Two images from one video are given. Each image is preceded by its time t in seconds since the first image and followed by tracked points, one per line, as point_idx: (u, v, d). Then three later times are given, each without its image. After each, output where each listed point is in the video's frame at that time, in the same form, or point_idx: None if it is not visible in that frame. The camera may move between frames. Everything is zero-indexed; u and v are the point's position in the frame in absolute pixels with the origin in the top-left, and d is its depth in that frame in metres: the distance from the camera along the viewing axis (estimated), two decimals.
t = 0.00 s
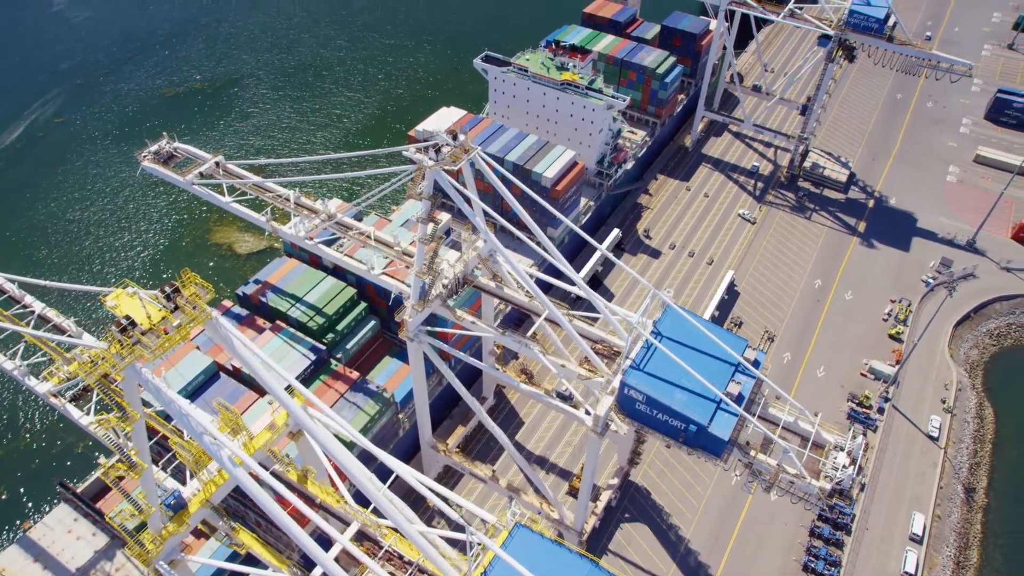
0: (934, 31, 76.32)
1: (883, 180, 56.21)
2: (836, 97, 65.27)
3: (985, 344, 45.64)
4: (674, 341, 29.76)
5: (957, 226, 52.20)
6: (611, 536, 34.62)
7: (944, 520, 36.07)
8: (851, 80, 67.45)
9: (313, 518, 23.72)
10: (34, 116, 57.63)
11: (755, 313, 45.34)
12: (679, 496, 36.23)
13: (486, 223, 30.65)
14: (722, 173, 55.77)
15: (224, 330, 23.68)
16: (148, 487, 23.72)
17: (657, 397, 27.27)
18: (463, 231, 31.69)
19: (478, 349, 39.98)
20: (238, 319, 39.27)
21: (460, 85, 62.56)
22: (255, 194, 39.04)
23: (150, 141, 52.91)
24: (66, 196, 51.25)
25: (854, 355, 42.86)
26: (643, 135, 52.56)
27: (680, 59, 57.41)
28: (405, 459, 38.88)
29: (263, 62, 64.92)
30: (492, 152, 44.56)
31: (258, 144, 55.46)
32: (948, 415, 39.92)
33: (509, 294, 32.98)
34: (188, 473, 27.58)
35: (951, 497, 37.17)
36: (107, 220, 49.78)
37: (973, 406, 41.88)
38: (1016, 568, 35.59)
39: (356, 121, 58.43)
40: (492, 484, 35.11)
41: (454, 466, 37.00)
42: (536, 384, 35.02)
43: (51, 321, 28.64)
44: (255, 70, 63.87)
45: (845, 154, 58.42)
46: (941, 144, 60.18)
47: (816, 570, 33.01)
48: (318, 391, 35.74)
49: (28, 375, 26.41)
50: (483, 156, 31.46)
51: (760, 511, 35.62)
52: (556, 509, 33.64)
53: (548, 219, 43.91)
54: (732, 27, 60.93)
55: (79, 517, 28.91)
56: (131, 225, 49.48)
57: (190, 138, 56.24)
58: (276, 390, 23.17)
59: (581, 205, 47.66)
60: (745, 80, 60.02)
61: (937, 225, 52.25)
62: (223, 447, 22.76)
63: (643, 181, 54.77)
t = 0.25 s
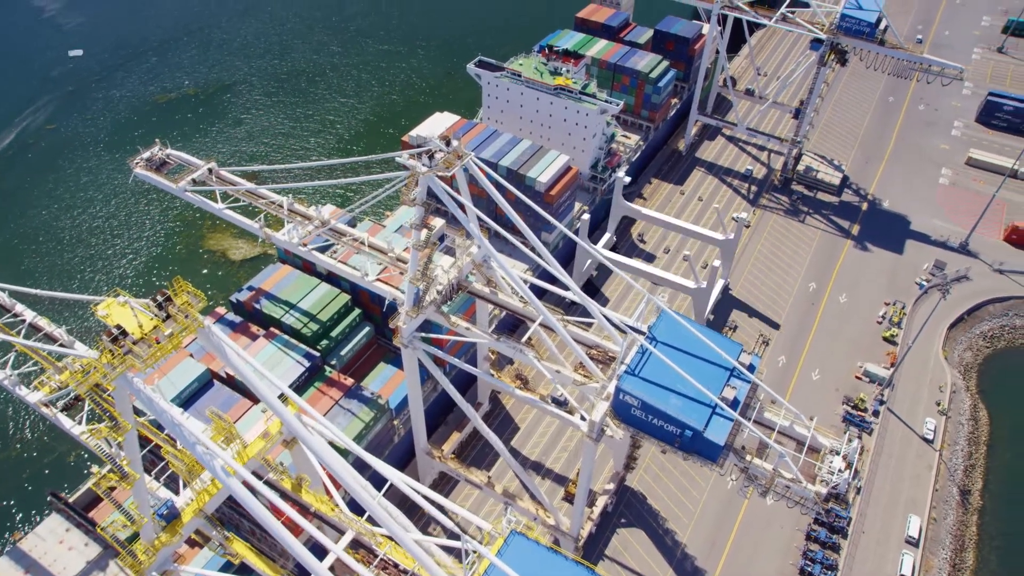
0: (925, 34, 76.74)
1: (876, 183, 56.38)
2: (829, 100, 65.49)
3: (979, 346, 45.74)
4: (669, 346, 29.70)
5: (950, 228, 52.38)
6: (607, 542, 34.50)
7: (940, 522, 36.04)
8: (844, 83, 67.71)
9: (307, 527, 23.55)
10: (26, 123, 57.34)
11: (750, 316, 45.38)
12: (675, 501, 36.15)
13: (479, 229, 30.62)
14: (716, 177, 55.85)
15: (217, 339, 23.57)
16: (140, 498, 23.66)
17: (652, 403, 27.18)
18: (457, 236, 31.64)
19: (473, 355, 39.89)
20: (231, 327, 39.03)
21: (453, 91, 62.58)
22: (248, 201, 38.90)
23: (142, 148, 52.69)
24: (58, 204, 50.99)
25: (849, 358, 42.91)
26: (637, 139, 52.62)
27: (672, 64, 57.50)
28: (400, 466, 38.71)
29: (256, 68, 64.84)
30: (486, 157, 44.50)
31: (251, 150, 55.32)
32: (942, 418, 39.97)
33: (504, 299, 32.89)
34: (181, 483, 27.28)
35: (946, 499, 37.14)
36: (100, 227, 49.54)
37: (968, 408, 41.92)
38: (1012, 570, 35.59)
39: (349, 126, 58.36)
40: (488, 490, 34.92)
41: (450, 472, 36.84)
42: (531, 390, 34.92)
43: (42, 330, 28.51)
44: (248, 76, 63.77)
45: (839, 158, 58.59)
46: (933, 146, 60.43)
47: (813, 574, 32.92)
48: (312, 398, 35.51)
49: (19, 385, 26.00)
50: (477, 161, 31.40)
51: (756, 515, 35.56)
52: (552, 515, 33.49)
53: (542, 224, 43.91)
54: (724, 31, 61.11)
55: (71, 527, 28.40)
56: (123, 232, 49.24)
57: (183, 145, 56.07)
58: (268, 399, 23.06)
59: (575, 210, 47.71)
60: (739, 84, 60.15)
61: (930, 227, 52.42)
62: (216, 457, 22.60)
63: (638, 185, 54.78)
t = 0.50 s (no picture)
0: (916, 37, 77.15)
1: (870, 185, 56.56)
2: (822, 103, 65.71)
3: (973, 347, 45.83)
4: (665, 351, 29.64)
5: (943, 230, 52.57)
6: (604, 547, 34.40)
7: (937, 524, 36.01)
8: (836, 86, 67.98)
9: (302, 536, 23.37)
10: (17, 130, 57.06)
11: (745, 319, 45.39)
12: (672, 505, 36.08)
13: (474, 234, 30.55)
14: (710, 180, 55.91)
15: (210, 347, 23.44)
16: (133, 508, 23.46)
17: (648, 408, 27.10)
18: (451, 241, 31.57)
19: (468, 360, 39.77)
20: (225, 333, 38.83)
21: (447, 96, 62.50)
22: (241, 207, 38.72)
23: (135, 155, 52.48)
24: (51, 211, 50.73)
25: (844, 361, 42.96)
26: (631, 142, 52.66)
27: (666, 67, 57.58)
28: (396, 473, 38.57)
29: (250, 74, 64.74)
30: (480, 162, 44.45)
31: (245, 156, 55.18)
32: (938, 419, 40.04)
33: (499, 305, 32.82)
34: (175, 492, 27.04)
35: (943, 501, 37.12)
36: (94, 234, 49.32)
37: (964, 409, 41.97)
38: (1009, 571, 35.60)
39: (343, 132, 58.28)
40: (484, 496, 34.77)
41: (446, 478, 36.70)
42: (527, 395, 34.84)
43: (34, 339, 27.81)
44: (242, 82, 63.67)
45: (832, 160, 58.76)
46: (926, 148, 60.68)
47: None
48: (307, 405, 35.26)
49: (10, 395, 25.66)
50: (471, 166, 31.34)
51: (753, 519, 35.52)
52: (549, 520, 33.35)
53: (537, 229, 43.88)
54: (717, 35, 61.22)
55: (65, 537, 28.12)
56: (116, 239, 49.03)
57: (177, 151, 55.92)
58: (262, 407, 22.90)
59: (569, 215, 47.74)
60: (732, 87, 60.26)
61: (924, 229, 52.58)
62: (209, 466, 22.41)
63: (632, 188, 54.68)
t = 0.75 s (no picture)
0: (907, 40, 77.54)
1: (863, 188, 56.74)
2: (815, 106, 65.93)
3: (967, 349, 45.94)
4: (659, 356, 29.59)
5: (936, 232, 52.75)
6: (600, 552, 34.29)
7: (932, 526, 36.02)
8: (829, 89, 68.23)
9: (295, 545, 23.19)
10: (8, 137, 56.74)
11: (740, 323, 45.41)
12: (667, 509, 36.00)
13: (467, 239, 30.49)
14: (704, 183, 55.96)
15: (202, 355, 23.33)
16: (125, 518, 23.27)
17: (643, 412, 27.04)
18: (445, 247, 31.45)
19: (463, 365, 39.65)
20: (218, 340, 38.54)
21: (440, 101, 62.49)
22: (234, 214, 38.51)
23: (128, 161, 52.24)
24: (43, 218, 50.44)
25: (839, 363, 43.00)
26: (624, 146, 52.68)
27: (659, 71, 57.63)
28: (391, 479, 38.41)
29: (243, 80, 64.69)
30: (474, 166, 44.36)
31: (238, 162, 55.01)
32: (933, 421, 40.11)
33: (493, 310, 32.71)
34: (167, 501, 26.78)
35: (938, 503, 37.13)
36: (86, 241, 49.03)
37: (958, 411, 42.02)
38: (1004, 572, 35.60)
39: (336, 137, 58.18)
40: (480, 502, 34.62)
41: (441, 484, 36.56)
42: (522, 400, 34.81)
43: (24, 347, 27.42)
44: (235, 87, 63.59)
45: (825, 163, 58.92)
46: (918, 151, 60.92)
47: None
48: (301, 412, 35.09)
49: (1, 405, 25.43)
50: (464, 171, 31.25)
51: (749, 522, 35.47)
52: (544, 526, 33.21)
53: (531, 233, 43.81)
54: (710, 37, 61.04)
55: (56, 547, 27.92)
56: (108, 245, 48.77)
57: (170, 157, 55.70)
58: (254, 415, 22.77)
59: (563, 219, 47.72)
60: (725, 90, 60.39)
61: (917, 232, 52.75)
62: (201, 475, 22.26)
63: (626, 192, 54.66)
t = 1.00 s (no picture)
0: (899, 43, 77.89)
1: (856, 190, 56.88)
2: (808, 109, 66.12)
3: (962, 351, 46.03)
4: (655, 360, 29.51)
5: (929, 234, 52.91)
6: (597, 557, 34.17)
7: (929, 528, 36.00)
8: (822, 92, 68.46)
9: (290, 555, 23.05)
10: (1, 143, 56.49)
11: (735, 326, 45.42)
12: (664, 514, 35.90)
13: (461, 245, 30.46)
14: (698, 187, 56.01)
15: (195, 363, 23.18)
16: (118, 529, 23.07)
17: (639, 417, 26.96)
18: (439, 252, 31.44)
19: (458, 371, 39.54)
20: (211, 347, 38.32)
21: (433, 106, 62.45)
22: (228, 220, 38.31)
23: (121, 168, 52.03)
24: (36, 225, 50.19)
25: (834, 366, 43.02)
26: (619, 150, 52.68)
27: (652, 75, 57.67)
28: (386, 486, 38.25)
29: (237, 86, 64.82)
30: (468, 171, 44.28)
31: (231, 168, 54.83)
32: (928, 423, 40.17)
33: (488, 315, 32.59)
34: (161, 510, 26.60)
35: (934, 505, 37.12)
36: (80, 248, 48.81)
37: (953, 413, 42.08)
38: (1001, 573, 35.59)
39: (330, 143, 58.08)
40: (476, 508, 34.46)
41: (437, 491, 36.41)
42: (517, 406, 34.69)
43: (17, 357, 27.17)
44: (229, 93, 63.62)
45: (819, 166, 59.05)
46: (911, 153, 61.13)
47: None
48: (296, 419, 34.93)
49: None
50: (458, 177, 31.14)
51: (746, 526, 35.39)
52: (541, 531, 33.08)
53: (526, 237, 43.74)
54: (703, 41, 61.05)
55: (48, 557, 27.71)
56: (102, 252, 48.59)
57: (163, 163, 55.53)
58: (249, 423, 22.65)
59: (558, 224, 47.69)
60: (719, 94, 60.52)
61: (911, 234, 52.90)
62: (195, 485, 22.10)
63: (621, 195, 54.68)
